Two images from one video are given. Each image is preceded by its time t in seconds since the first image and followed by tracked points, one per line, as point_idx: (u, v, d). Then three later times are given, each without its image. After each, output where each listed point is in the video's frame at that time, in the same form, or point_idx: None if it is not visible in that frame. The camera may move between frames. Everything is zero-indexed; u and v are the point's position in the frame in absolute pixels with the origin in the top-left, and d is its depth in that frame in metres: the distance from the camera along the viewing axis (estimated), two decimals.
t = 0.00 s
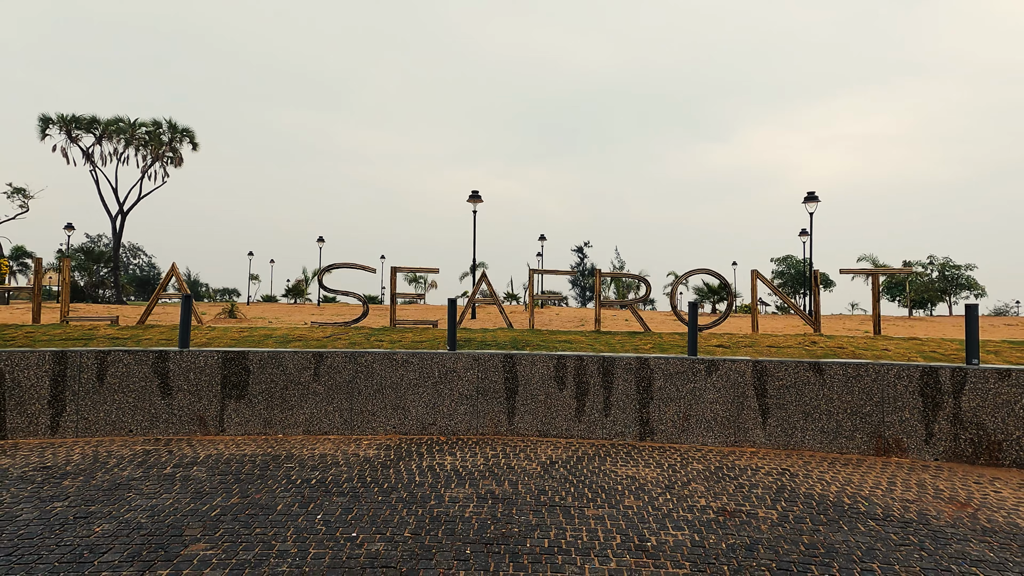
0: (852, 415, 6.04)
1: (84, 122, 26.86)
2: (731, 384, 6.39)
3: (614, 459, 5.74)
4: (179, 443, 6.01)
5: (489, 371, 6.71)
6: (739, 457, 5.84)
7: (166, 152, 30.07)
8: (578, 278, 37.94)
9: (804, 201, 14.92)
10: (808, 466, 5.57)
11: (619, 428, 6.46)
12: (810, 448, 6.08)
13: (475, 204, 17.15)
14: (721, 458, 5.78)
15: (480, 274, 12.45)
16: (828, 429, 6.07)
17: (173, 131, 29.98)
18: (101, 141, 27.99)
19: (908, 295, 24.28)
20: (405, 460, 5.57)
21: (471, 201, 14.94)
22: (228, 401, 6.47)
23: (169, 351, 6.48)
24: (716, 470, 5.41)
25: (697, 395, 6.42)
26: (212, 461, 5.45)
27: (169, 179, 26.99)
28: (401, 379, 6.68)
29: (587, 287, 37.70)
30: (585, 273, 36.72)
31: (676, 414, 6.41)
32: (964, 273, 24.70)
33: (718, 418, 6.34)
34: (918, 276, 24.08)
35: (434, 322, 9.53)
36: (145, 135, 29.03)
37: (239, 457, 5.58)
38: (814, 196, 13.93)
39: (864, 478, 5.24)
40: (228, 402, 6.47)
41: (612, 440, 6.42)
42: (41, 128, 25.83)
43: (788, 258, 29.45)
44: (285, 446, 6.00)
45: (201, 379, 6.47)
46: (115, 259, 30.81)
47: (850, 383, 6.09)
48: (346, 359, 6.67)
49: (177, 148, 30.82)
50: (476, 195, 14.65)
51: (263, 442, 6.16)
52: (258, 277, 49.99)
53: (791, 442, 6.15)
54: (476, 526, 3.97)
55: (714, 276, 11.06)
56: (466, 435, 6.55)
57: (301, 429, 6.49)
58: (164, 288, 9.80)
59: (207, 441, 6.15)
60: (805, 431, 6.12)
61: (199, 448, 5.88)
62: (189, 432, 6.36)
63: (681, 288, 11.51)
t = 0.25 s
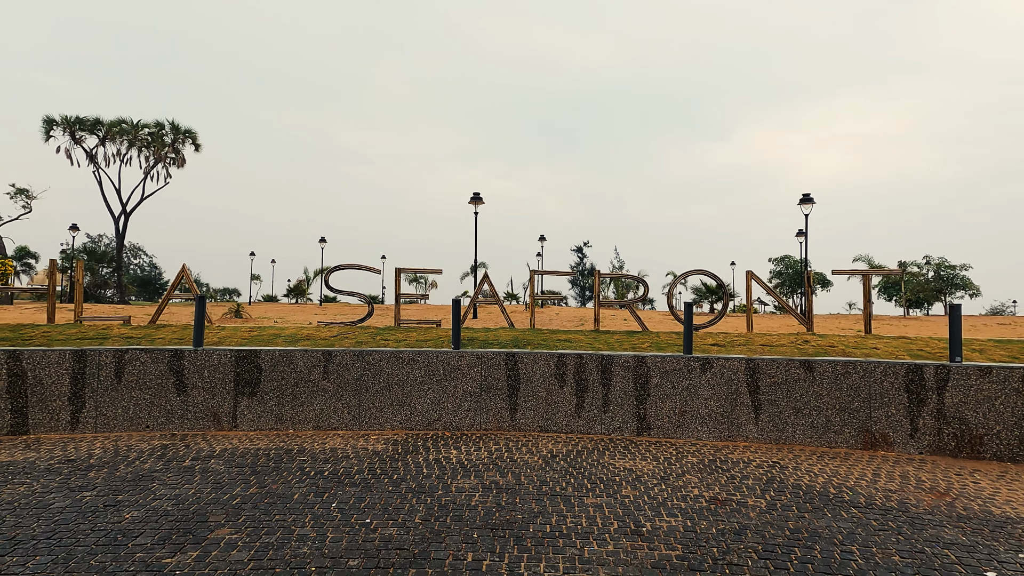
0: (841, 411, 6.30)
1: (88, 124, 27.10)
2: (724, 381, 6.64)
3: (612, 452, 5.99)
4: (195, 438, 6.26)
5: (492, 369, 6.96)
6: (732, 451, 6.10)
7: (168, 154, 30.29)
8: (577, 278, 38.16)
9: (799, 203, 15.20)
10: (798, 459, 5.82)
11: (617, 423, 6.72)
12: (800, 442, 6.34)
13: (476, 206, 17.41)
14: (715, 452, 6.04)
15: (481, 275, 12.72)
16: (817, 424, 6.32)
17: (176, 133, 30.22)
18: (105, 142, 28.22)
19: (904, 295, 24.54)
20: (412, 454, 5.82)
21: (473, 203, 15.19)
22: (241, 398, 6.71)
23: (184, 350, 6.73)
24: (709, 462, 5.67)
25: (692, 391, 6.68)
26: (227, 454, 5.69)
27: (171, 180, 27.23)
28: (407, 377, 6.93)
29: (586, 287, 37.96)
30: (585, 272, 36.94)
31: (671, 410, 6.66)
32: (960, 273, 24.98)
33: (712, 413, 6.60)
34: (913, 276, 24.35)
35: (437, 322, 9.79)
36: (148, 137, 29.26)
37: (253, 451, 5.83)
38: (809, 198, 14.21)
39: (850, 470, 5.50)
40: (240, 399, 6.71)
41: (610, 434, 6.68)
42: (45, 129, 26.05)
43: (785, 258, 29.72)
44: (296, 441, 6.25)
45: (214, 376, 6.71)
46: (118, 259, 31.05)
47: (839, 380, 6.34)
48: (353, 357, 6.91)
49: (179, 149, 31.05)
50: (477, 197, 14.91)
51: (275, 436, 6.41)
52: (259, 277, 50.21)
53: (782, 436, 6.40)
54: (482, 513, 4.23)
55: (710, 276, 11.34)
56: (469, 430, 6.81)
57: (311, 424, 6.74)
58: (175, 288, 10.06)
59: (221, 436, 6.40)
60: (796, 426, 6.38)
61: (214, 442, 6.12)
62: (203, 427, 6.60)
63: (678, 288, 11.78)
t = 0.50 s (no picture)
0: (828, 403, 6.56)
1: (90, 124, 27.31)
2: (716, 375, 6.90)
3: (608, 443, 6.25)
4: (207, 430, 6.51)
5: (493, 364, 7.22)
6: (723, 441, 6.36)
7: (170, 154, 30.51)
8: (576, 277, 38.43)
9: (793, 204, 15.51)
10: (785, 449, 6.09)
11: (613, 416, 6.98)
12: (788, 433, 6.61)
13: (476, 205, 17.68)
14: (706, 442, 6.30)
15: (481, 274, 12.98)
16: (805, 416, 6.59)
17: (177, 133, 30.43)
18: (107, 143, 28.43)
19: (899, 294, 24.83)
20: (416, 445, 6.07)
21: (472, 203, 15.46)
22: (250, 392, 6.96)
23: (195, 346, 6.98)
24: (700, 452, 5.94)
25: (685, 385, 6.94)
26: (239, 445, 5.94)
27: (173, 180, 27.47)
28: (410, 372, 7.19)
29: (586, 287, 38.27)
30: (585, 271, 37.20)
31: (665, 403, 6.93)
32: (954, 272, 25.28)
33: (704, 407, 6.86)
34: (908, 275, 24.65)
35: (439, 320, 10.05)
36: (150, 137, 29.48)
37: (264, 442, 6.08)
38: (802, 198, 14.50)
39: (834, 459, 5.77)
40: (250, 393, 6.96)
41: (606, 427, 6.94)
42: (48, 130, 26.27)
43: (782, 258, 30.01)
44: (304, 432, 6.50)
45: (225, 371, 6.96)
46: (119, 259, 31.26)
47: (825, 374, 6.61)
48: (359, 353, 7.17)
49: (180, 149, 31.27)
50: (478, 198, 15.17)
51: (284, 429, 6.66)
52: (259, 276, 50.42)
53: (771, 428, 6.67)
54: (484, 497, 4.50)
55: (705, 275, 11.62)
56: (471, 423, 7.06)
57: (318, 418, 6.99)
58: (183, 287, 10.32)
59: (232, 428, 6.65)
60: (784, 419, 6.64)
61: (225, 434, 6.37)
62: (214, 420, 6.85)
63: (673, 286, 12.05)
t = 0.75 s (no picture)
0: (817, 400, 6.82)
1: (93, 125, 27.50)
2: (710, 373, 7.16)
3: (605, 438, 6.50)
4: (219, 426, 6.75)
5: (494, 362, 7.46)
6: (716, 436, 6.62)
7: (172, 155, 30.72)
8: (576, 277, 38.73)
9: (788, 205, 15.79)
10: (776, 443, 6.35)
11: (610, 412, 7.24)
12: (780, 429, 6.86)
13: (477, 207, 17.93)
14: (700, 437, 6.56)
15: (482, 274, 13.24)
16: (796, 412, 6.85)
17: (179, 134, 30.64)
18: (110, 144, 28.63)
19: (894, 294, 25.14)
20: (421, 439, 6.32)
21: (473, 204, 15.71)
22: (261, 389, 7.21)
23: (208, 344, 7.23)
24: (694, 446, 6.19)
25: (680, 383, 7.19)
26: (251, 440, 6.19)
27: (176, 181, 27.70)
28: (415, 369, 7.43)
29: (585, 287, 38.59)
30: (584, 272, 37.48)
31: (661, 400, 7.18)
32: (948, 273, 25.59)
33: (698, 403, 7.11)
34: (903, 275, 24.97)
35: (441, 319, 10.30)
36: (152, 138, 29.68)
37: (275, 437, 6.32)
38: (798, 200, 14.75)
39: (822, 452, 6.02)
40: (260, 390, 7.21)
41: (604, 423, 7.19)
42: (51, 131, 26.48)
43: (779, 258, 30.31)
44: (313, 428, 6.75)
45: (236, 369, 7.21)
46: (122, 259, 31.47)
47: (815, 372, 6.87)
48: (365, 351, 7.42)
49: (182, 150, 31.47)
50: (479, 199, 15.40)
51: (293, 424, 6.91)
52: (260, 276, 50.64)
53: (763, 424, 6.92)
54: (487, 487, 4.75)
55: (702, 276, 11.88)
56: (473, 419, 7.31)
57: (326, 414, 7.23)
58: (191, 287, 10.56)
59: (243, 424, 6.89)
60: (776, 415, 6.90)
61: (237, 429, 6.61)
62: (226, 416, 7.10)
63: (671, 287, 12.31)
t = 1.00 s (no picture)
0: (809, 396, 7.08)
1: (98, 125, 27.72)
2: (707, 370, 7.42)
3: (606, 432, 6.76)
4: (233, 420, 7.00)
5: (499, 359, 7.72)
6: (713, 430, 6.88)
7: (175, 155, 30.94)
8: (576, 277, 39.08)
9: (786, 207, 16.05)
10: (770, 437, 6.60)
11: (611, 407, 7.50)
12: (774, 423, 7.12)
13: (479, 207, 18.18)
14: (696, 431, 6.82)
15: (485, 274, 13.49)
16: (788, 408, 7.11)
17: (183, 134, 30.84)
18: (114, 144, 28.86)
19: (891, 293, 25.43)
20: (429, 433, 6.57)
21: (476, 205, 15.96)
22: (273, 385, 7.47)
23: (221, 342, 7.48)
24: (691, 439, 6.45)
25: (678, 379, 7.45)
26: (265, 433, 6.44)
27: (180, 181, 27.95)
28: (422, 366, 7.69)
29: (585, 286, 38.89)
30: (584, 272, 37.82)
31: (659, 396, 7.44)
32: (944, 272, 25.87)
33: (696, 399, 7.37)
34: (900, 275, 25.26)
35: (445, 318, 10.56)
36: (155, 138, 29.88)
37: (288, 430, 6.58)
38: (795, 201, 15.01)
39: (813, 445, 6.29)
40: (272, 386, 7.46)
41: (604, 418, 7.45)
42: (56, 131, 26.71)
43: (777, 258, 30.58)
44: (323, 422, 7.00)
45: (249, 365, 7.46)
46: (126, 258, 31.74)
47: (807, 368, 7.13)
48: (374, 349, 7.68)
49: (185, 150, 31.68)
50: (481, 200, 15.64)
51: (305, 419, 7.16)
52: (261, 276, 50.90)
53: (758, 418, 7.18)
54: (494, 476, 5.01)
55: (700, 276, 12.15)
56: (478, 414, 7.57)
57: (336, 409, 7.49)
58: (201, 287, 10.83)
59: (256, 418, 7.15)
60: (770, 410, 7.16)
61: (251, 423, 6.87)
62: (239, 411, 7.36)
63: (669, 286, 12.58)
